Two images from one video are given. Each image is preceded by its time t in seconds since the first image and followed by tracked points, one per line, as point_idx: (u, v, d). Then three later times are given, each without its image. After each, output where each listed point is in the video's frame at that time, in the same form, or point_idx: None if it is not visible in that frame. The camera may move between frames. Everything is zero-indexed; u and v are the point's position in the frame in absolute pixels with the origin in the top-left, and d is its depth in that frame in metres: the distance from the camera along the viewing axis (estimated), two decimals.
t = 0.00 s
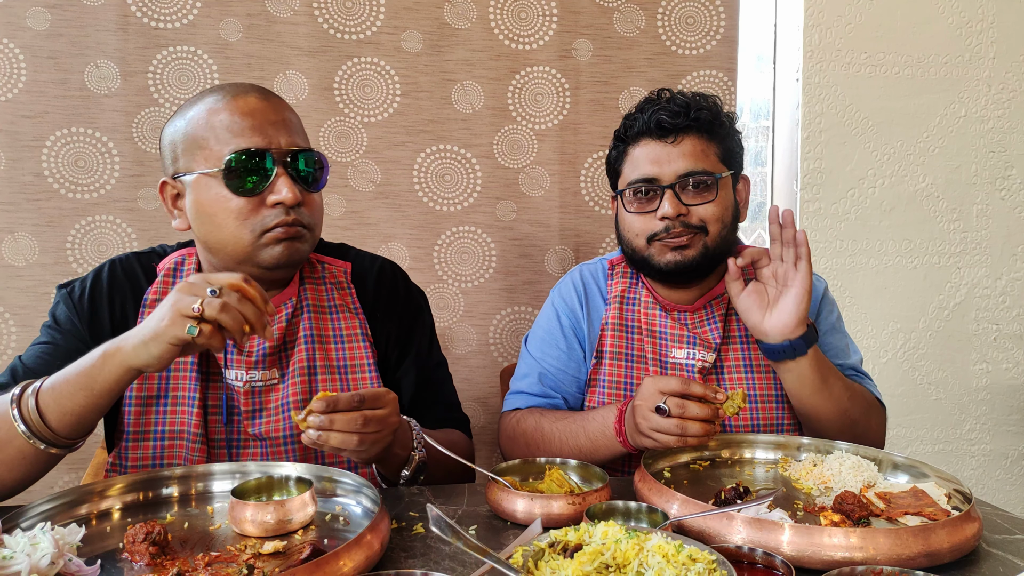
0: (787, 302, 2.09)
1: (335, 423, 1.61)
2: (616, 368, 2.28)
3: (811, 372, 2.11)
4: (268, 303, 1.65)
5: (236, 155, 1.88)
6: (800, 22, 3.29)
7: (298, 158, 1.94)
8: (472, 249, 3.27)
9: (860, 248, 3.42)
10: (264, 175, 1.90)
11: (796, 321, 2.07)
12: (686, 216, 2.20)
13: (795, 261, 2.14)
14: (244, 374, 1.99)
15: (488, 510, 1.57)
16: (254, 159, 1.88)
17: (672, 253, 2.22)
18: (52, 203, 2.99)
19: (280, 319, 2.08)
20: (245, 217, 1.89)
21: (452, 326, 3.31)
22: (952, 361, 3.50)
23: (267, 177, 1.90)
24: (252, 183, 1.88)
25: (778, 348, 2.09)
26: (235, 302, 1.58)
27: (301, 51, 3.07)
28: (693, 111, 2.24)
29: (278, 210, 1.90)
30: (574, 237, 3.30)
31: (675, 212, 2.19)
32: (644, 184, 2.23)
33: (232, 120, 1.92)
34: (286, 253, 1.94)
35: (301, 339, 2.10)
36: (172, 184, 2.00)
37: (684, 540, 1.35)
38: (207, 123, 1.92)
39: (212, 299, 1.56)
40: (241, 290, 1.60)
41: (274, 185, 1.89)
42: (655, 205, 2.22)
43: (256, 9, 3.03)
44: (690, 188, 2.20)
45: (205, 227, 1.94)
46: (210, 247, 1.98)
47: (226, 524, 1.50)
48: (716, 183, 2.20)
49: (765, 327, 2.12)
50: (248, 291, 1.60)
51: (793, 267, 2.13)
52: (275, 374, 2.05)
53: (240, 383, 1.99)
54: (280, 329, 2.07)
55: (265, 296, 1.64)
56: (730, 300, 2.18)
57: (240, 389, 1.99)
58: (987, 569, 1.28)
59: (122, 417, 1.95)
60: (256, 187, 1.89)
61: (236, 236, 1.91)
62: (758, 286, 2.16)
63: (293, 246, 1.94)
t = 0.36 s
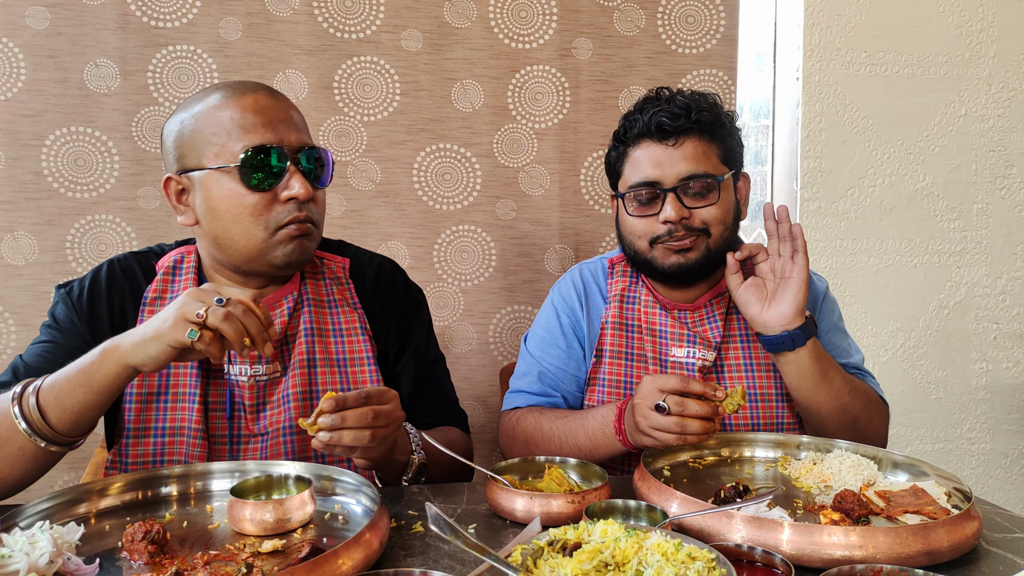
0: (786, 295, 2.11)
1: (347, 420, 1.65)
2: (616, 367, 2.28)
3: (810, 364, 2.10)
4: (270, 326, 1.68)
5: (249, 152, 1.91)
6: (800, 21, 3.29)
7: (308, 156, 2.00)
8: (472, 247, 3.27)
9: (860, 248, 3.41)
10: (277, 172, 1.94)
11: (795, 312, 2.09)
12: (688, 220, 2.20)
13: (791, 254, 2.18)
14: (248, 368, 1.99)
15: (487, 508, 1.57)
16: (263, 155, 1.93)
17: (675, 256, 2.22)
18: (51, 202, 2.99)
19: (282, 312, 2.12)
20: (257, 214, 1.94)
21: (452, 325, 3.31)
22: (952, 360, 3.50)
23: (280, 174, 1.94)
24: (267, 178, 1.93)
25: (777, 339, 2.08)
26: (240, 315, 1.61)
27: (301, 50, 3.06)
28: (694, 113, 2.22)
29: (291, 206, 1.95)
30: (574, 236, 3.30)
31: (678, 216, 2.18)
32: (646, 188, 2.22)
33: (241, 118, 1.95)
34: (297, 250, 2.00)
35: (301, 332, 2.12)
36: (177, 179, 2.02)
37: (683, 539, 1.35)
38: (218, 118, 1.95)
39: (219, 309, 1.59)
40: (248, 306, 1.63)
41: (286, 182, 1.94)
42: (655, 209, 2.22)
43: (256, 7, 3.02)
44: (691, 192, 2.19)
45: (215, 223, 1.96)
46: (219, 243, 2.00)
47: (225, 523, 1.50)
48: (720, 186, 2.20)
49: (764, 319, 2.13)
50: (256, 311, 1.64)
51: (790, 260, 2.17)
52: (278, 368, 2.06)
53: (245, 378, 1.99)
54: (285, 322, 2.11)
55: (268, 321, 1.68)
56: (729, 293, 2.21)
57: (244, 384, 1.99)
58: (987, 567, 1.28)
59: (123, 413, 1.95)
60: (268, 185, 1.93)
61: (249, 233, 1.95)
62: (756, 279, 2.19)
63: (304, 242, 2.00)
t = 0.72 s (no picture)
0: (798, 310, 2.05)
1: (355, 416, 1.66)
2: (615, 366, 2.27)
3: (820, 377, 2.10)
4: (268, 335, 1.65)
5: (265, 150, 1.96)
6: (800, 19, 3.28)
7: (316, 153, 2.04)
8: (472, 247, 3.26)
9: (860, 247, 3.41)
10: (291, 168, 1.98)
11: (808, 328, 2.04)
12: (701, 229, 2.12)
13: (804, 266, 2.09)
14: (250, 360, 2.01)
15: (486, 507, 1.57)
16: (274, 154, 1.96)
17: (689, 269, 2.17)
18: (51, 200, 2.98)
19: (283, 305, 2.13)
20: (269, 209, 1.98)
21: (451, 324, 3.31)
22: (952, 360, 3.50)
23: (292, 171, 1.99)
24: (280, 175, 1.97)
25: (790, 355, 2.07)
26: (239, 323, 1.58)
27: (300, 49, 3.06)
28: (702, 119, 2.12)
29: (303, 202, 2.00)
30: (574, 235, 3.30)
31: (691, 227, 2.11)
32: (655, 198, 2.13)
33: (252, 116, 1.98)
34: (307, 245, 2.05)
35: (301, 324, 2.13)
36: (184, 174, 2.04)
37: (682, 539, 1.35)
38: (231, 115, 1.98)
39: (218, 316, 1.56)
40: (247, 314, 1.60)
41: (297, 178, 1.99)
42: (666, 219, 2.14)
43: (255, 6, 3.02)
44: (702, 200, 2.10)
45: (227, 217, 2.00)
46: (230, 237, 2.02)
47: (223, 522, 1.50)
48: (728, 195, 2.12)
49: (776, 335, 2.09)
50: (255, 319, 1.60)
51: (803, 273, 2.08)
52: (280, 359, 2.09)
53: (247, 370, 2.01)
54: (285, 313, 2.12)
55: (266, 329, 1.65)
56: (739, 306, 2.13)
57: (247, 376, 2.01)
58: (986, 567, 1.28)
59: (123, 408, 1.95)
60: (278, 181, 1.97)
61: (262, 229, 1.99)
62: (767, 292, 2.11)
63: (314, 238, 2.05)
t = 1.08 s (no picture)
0: (798, 320, 2.05)
1: (360, 421, 1.66)
2: (615, 367, 2.27)
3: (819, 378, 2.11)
4: (266, 345, 1.62)
5: (271, 150, 1.96)
6: (800, 21, 3.28)
7: (318, 154, 2.04)
8: (472, 248, 3.26)
9: (860, 249, 3.41)
10: (295, 168, 1.99)
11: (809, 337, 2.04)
12: (709, 234, 2.10)
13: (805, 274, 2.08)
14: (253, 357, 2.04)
15: (485, 508, 1.56)
16: (278, 155, 1.96)
17: (697, 274, 2.16)
18: (51, 201, 2.98)
19: (284, 303, 2.14)
20: (273, 208, 1.98)
21: (451, 325, 3.31)
22: (952, 361, 3.50)
23: (296, 172, 1.99)
24: (283, 175, 1.97)
25: (790, 363, 2.07)
26: (234, 332, 1.55)
27: (300, 50, 3.06)
28: (709, 123, 2.10)
29: (307, 202, 2.01)
30: (574, 236, 3.30)
31: (701, 231, 2.08)
32: (663, 202, 2.11)
33: (256, 117, 1.99)
34: (309, 242, 2.05)
35: (301, 322, 2.14)
36: (189, 174, 2.04)
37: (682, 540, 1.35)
38: (235, 114, 1.99)
39: (213, 326, 1.54)
40: (244, 324, 1.57)
41: (300, 177, 1.99)
42: (673, 222, 2.12)
43: (255, 7, 3.02)
44: (709, 204, 2.08)
45: (231, 217, 2.00)
46: (234, 237, 2.02)
47: (222, 522, 1.50)
48: (734, 199, 2.11)
49: (777, 343, 2.09)
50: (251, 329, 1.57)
51: (804, 282, 2.07)
52: (281, 356, 2.10)
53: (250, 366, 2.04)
54: (285, 311, 2.13)
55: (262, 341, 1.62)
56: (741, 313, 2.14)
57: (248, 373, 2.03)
58: (985, 568, 1.28)
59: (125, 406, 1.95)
60: (281, 180, 1.97)
61: (265, 228, 1.99)
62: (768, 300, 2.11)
63: (317, 236, 2.05)
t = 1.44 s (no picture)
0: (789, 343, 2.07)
1: (368, 430, 1.66)
2: (617, 365, 2.27)
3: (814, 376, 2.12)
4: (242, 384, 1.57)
5: (274, 147, 1.96)
6: (800, 18, 3.28)
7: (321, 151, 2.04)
8: (472, 246, 3.26)
9: (862, 247, 3.41)
10: (297, 164, 1.99)
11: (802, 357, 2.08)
12: (714, 233, 2.10)
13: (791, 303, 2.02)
14: (255, 352, 2.05)
15: (486, 506, 1.56)
16: (281, 151, 1.97)
17: (701, 270, 2.15)
18: (51, 199, 2.98)
19: (286, 298, 2.15)
20: (274, 203, 1.98)
21: (451, 323, 3.31)
22: (952, 359, 3.50)
23: (298, 168, 1.99)
24: (286, 171, 1.97)
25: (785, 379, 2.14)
26: (205, 374, 1.50)
27: (300, 48, 3.06)
28: (717, 124, 2.09)
29: (309, 198, 2.01)
30: (574, 234, 3.30)
31: (704, 232, 2.08)
32: (668, 202, 2.10)
33: (259, 115, 1.99)
34: (311, 235, 2.04)
35: (303, 317, 2.15)
36: (193, 170, 2.04)
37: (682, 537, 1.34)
38: (239, 112, 1.99)
39: (183, 368, 1.50)
40: (217, 363, 1.51)
41: (302, 174, 1.99)
42: (677, 221, 2.11)
43: (255, 5, 3.02)
44: (715, 204, 2.08)
45: (233, 213, 2.00)
46: (236, 232, 2.02)
47: (223, 520, 1.50)
48: (741, 201, 2.11)
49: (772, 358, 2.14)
50: (224, 369, 1.52)
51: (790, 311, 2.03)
52: (282, 351, 2.10)
53: (252, 361, 2.05)
54: (286, 306, 2.14)
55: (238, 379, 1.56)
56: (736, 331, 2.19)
57: (250, 366, 2.05)
58: (987, 566, 1.28)
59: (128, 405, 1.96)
60: (284, 176, 1.97)
61: (267, 223, 1.99)
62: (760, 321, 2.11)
63: (319, 230, 2.05)
